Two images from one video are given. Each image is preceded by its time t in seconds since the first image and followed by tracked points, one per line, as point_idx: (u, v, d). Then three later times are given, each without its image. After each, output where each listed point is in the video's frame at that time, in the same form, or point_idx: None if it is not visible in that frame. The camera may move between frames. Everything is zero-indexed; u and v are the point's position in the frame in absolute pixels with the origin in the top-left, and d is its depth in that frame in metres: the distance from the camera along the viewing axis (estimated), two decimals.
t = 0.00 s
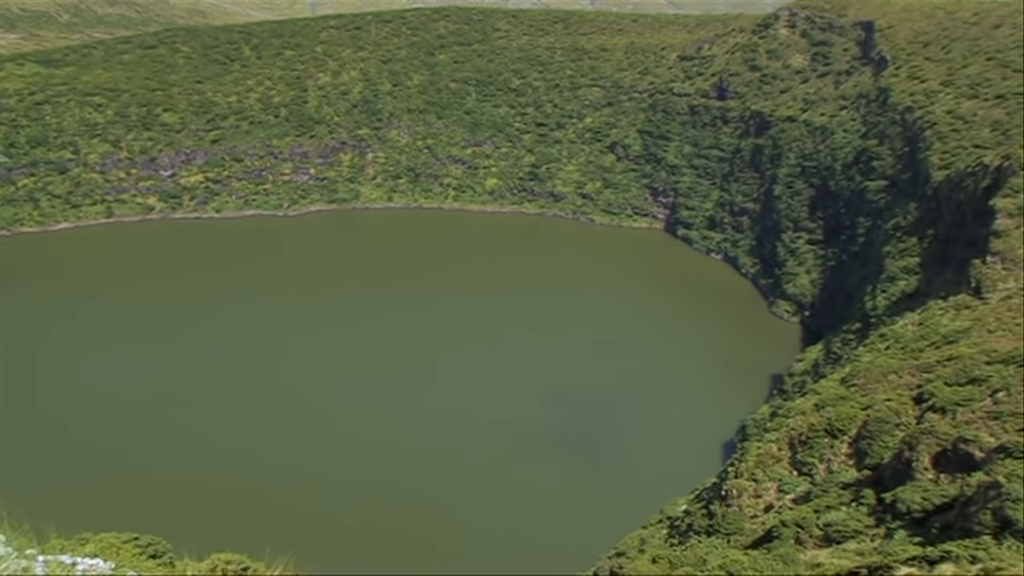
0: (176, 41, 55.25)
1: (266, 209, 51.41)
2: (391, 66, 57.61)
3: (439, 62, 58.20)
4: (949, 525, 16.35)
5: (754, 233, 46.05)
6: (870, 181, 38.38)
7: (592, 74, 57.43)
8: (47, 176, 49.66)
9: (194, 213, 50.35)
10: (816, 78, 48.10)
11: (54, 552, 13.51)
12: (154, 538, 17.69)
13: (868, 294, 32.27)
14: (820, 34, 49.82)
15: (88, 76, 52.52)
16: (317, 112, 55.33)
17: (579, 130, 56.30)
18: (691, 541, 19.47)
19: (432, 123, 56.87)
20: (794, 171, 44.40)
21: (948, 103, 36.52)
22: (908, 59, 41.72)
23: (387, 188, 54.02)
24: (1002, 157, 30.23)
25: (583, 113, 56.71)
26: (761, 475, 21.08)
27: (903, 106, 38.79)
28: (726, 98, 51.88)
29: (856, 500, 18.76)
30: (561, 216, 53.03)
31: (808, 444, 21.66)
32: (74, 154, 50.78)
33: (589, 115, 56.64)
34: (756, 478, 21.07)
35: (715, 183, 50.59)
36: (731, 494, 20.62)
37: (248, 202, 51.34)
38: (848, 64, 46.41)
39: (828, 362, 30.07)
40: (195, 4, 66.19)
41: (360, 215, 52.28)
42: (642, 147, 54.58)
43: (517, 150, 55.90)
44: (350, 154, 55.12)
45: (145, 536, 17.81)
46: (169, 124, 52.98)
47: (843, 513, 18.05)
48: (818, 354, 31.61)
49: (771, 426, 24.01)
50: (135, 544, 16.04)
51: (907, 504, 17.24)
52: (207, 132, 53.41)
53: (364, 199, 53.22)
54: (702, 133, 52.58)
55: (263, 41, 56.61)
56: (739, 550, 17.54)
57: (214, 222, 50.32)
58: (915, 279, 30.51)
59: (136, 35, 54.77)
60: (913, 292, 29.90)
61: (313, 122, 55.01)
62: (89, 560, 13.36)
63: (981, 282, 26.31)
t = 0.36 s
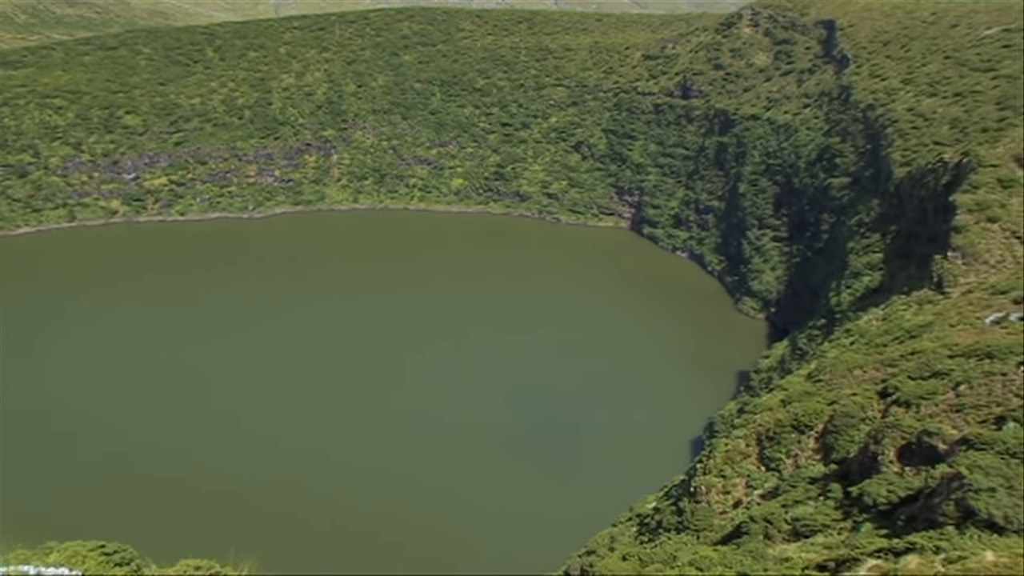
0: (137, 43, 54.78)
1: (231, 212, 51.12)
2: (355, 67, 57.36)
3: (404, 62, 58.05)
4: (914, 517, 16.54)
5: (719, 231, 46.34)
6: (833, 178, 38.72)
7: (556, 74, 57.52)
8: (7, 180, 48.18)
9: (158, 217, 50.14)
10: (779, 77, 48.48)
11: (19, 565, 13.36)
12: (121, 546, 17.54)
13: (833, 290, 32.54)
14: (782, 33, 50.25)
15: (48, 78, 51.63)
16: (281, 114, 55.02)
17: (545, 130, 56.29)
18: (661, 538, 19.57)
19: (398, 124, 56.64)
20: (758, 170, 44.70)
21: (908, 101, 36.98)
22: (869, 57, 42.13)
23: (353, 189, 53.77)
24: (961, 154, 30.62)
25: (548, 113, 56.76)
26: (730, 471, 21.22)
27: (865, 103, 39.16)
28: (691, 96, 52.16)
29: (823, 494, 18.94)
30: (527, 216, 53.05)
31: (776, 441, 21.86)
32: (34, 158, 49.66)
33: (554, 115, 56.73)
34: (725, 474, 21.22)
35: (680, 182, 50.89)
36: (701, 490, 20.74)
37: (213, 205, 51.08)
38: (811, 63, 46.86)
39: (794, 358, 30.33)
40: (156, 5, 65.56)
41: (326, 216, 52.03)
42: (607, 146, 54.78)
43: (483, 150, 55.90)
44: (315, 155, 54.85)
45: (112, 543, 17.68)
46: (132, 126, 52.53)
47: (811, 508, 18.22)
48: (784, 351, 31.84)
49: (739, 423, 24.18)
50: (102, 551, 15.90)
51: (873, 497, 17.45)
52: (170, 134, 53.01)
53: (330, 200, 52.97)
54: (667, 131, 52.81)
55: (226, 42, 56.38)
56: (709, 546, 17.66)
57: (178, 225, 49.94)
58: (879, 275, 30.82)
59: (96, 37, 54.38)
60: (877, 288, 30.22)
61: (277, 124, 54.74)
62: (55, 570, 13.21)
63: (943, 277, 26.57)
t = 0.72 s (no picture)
0: (98, 44, 54.45)
1: (196, 215, 50.50)
2: (319, 68, 57.10)
3: (368, 63, 57.87)
4: (880, 510, 16.72)
5: (685, 229, 46.60)
6: (797, 175, 39.04)
7: (520, 73, 57.60)
8: None
9: (121, 221, 49.20)
10: (742, 75, 48.85)
11: None
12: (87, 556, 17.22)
13: (798, 286, 32.77)
14: (745, 32, 50.65)
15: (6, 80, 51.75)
16: (246, 116, 54.63)
17: (510, 131, 56.34)
18: (630, 535, 19.63)
19: (363, 124, 56.40)
20: (723, 168, 44.97)
21: (868, 99, 37.40)
22: (830, 55, 42.58)
23: (318, 191, 53.35)
24: (922, 150, 31.00)
25: (513, 113, 56.81)
26: (698, 467, 21.35)
27: (827, 101, 39.56)
28: (655, 95, 52.47)
29: (791, 489, 19.10)
30: (493, 216, 52.84)
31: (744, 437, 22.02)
32: None
33: (518, 115, 56.79)
34: (693, 470, 21.34)
35: (645, 180, 51.25)
36: (670, 487, 20.85)
37: (177, 208, 50.43)
38: (774, 61, 47.36)
39: (760, 354, 30.56)
40: (116, 5, 64.74)
41: (291, 218, 51.60)
42: (572, 145, 54.90)
43: (449, 151, 55.81)
44: (280, 157, 54.33)
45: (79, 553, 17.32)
46: (93, 129, 52.01)
47: (779, 503, 18.36)
48: (751, 347, 32.03)
49: (706, 419, 24.34)
50: (67, 561, 15.49)
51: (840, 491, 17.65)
52: (133, 137, 52.49)
53: (295, 202, 52.55)
54: (631, 130, 53.18)
55: (188, 44, 56.22)
56: (679, 542, 17.75)
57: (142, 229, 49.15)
58: (843, 270, 31.09)
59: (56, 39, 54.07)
60: (841, 283, 30.51)
61: (240, 126, 54.35)
62: None
63: (905, 271, 26.86)
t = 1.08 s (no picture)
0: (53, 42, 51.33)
1: (157, 218, 49.87)
2: (281, 70, 56.85)
3: (330, 64, 57.64)
4: (844, 503, 16.89)
5: (649, 227, 46.79)
6: (759, 173, 39.38)
7: (482, 73, 57.59)
8: None
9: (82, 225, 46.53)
10: (704, 74, 49.14)
11: None
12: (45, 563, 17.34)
13: (761, 283, 33.08)
14: (706, 30, 50.89)
15: None
16: (207, 118, 54.18)
17: (471, 129, 56.65)
18: (598, 533, 19.69)
19: (325, 126, 56.62)
20: (686, 166, 45.20)
21: (828, 98, 37.80)
22: (791, 54, 42.94)
23: (281, 192, 53.27)
24: (881, 147, 31.32)
25: (475, 113, 56.95)
26: (665, 464, 21.44)
27: (788, 99, 39.88)
28: (617, 94, 52.76)
29: (756, 484, 19.24)
30: (456, 216, 52.86)
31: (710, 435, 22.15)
32: None
33: (481, 115, 56.95)
34: (660, 468, 21.45)
35: (608, 179, 51.57)
36: (637, 485, 20.93)
37: (138, 212, 49.64)
38: (735, 59, 47.68)
39: (725, 350, 30.79)
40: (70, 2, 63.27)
41: (253, 221, 51.47)
42: (535, 145, 55.02)
43: (409, 151, 56.01)
44: (241, 159, 54.33)
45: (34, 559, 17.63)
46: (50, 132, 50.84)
47: (745, 498, 18.51)
48: (715, 344, 32.27)
49: (672, 416, 24.45)
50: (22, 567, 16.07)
51: (805, 485, 17.82)
52: (92, 140, 48.90)
53: (258, 204, 52.55)
54: (593, 130, 53.51)
55: (148, 45, 53.42)
56: (646, 540, 17.81)
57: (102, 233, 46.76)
58: (805, 267, 31.38)
59: None
60: (804, 279, 30.78)
61: (202, 128, 53.89)
62: None
63: (867, 267, 27.13)
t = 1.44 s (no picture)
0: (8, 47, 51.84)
1: (116, 222, 49.88)
2: (240, 70, 56.24)
3: (290, 65, 56.97)
4: (807, 497, 17.08)
5: (611, 226, 47.22)
6: (719, 170, 39.63)
7: (443, 73, 57.50)
8: None
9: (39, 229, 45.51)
10: (664, 72, 49.63)
11: None
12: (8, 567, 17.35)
13: (724, 280, 33.42)
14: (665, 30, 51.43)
15: None
16: (166, 120, 53.68)
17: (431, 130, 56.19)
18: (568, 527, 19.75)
19: (285, 127, 55.86)
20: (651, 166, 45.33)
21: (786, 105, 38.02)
22: (750, 51, 43.12)
23: (241, 195, 52.99)
24: (839, 143, 31.51)
25: (436, 113, 56.64)
26: (630, 462, 21.55)
27: (747, 97, 40.13)
28: (578, 93, 53.21)
29: (720, 480, 19.38)
30: (417, 216, 53.11)
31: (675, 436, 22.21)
32: None
33: (442, 115, 56.63)
34: (626, 465, 21.56)
35: (569, 178, 51.73)
36: (602, 483, 21.01)
37: (97, 216, 49.54)
38: (694, 58, 48.07)
39: (688, 347, 31.03)
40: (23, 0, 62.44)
41: (213, 224, 51.34)
42: (496, 145, 54.79)
43: (371, 152, 55.56)
44: (201, 162, 53.90)
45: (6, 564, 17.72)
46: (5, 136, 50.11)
47: (710, 493, 18.65)
48: (678, 341, 32.58)
49: (637, 414, 24.55)
50: None
51: (770, 480, 17.97)
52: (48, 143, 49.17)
53: (219, 207, 52.28)
54: (554, 129, 53.70)
55: (104, 47, 53.03)
56: (612, 537, 17.88)
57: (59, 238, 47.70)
58: (766, 263, 31.66)
59: None
60: (766, 276, 31.06)
61: (161, 131, 53.36)
62: None
63: (827, 263, 27.73)
